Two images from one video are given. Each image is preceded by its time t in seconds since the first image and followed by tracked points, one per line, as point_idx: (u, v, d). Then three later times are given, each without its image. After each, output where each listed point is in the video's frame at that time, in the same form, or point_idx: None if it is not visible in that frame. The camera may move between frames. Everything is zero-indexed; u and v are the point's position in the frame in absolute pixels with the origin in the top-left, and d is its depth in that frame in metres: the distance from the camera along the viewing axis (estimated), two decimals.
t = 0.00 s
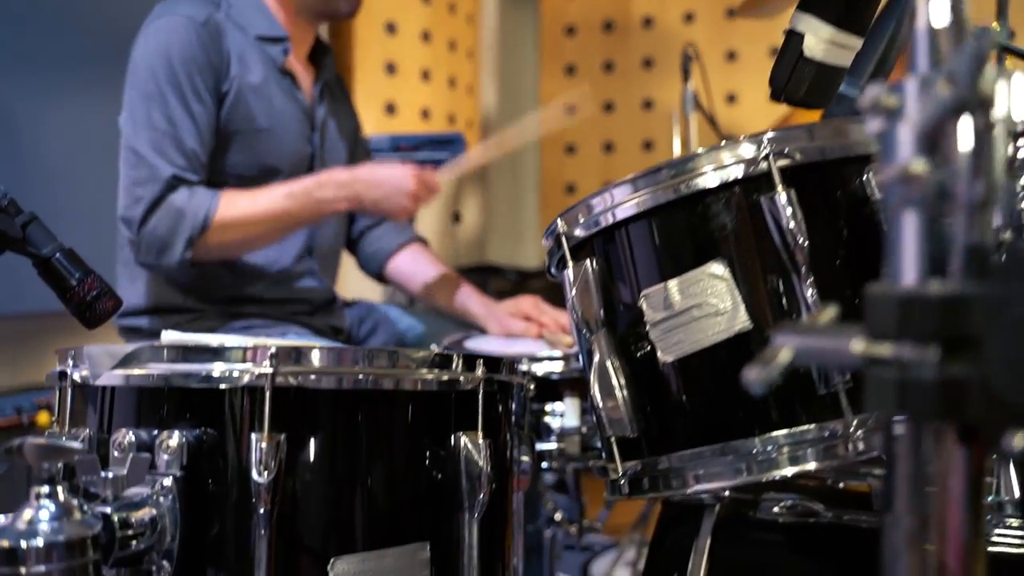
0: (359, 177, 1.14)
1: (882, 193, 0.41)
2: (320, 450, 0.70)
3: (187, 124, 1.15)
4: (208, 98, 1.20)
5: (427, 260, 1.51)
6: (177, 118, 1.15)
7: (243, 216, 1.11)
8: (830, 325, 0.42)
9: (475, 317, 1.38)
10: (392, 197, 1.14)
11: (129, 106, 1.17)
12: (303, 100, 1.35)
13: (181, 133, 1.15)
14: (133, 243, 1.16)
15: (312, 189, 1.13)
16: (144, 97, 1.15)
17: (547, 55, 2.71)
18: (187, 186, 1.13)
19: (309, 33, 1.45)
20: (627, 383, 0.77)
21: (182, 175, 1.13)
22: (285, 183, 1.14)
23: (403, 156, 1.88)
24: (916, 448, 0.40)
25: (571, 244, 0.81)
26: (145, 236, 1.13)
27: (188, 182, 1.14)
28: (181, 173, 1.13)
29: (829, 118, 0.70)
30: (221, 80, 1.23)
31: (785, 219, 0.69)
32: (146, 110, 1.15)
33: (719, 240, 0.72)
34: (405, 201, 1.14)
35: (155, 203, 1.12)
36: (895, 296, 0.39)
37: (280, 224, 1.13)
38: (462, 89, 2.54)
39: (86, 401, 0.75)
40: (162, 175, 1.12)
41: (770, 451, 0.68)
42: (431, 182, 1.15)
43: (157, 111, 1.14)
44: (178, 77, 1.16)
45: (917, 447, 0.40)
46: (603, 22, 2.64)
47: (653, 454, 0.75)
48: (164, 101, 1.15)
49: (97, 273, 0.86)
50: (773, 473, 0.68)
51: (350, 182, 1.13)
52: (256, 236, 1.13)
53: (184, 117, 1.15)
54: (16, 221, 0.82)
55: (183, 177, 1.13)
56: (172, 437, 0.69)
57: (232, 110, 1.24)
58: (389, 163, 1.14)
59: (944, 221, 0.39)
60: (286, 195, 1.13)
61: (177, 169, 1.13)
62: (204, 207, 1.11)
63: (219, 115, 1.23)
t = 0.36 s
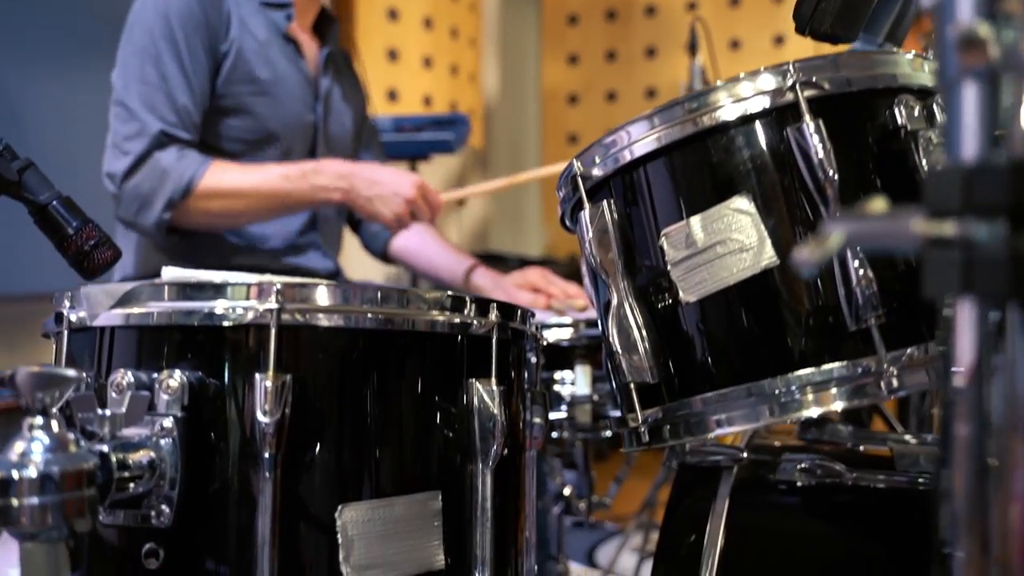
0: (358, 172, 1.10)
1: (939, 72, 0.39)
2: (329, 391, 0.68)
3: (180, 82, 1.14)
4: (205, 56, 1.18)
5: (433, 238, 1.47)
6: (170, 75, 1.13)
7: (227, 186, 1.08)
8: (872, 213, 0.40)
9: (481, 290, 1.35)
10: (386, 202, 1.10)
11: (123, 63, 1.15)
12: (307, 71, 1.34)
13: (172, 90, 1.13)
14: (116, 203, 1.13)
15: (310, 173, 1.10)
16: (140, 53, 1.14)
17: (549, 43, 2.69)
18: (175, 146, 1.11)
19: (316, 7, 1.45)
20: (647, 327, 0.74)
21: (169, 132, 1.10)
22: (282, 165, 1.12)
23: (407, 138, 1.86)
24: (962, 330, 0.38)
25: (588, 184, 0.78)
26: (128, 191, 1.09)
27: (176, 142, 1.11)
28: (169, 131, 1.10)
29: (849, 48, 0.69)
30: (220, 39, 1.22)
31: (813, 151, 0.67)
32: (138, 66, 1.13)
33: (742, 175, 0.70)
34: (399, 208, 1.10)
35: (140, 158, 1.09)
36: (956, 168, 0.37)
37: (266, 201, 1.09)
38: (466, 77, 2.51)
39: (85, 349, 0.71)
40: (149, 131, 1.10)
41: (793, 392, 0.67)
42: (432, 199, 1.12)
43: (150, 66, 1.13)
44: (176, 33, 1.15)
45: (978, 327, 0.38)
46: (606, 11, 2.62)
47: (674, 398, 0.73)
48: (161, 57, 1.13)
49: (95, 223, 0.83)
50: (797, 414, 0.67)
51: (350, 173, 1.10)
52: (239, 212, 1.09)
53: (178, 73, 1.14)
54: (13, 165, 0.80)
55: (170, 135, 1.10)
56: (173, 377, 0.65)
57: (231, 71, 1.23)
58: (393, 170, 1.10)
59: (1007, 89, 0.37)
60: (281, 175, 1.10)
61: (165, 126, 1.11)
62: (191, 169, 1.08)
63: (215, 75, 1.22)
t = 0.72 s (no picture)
0: (348, 156, 1.09)
1: None
2: (328, 366, 0.65)
3: (172, 50, 1.13)
4: (198, 24, 1.17)
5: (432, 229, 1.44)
6: (163, 45, 1.12)
7: (210, 157, 1.07)
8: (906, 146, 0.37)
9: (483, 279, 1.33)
10: (374, 185, 1.08)
11: (116, 31, 1.15)
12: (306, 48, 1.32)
13: (164, 58, 1.12)
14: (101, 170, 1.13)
15: (298, 154, 1.10)
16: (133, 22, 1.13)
17: (550, 42, 2.67)
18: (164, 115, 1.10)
19: None
20: (658, 303, 0.72)
21: (160, 102, 1.10)
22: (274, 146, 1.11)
23: (407, 132, 1.85)
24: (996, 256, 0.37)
25: (595, 156, 0.76)
26: (112, 159, 1.09)
27: (166, 111, 1.11)
28: (159, 98, 1.10)
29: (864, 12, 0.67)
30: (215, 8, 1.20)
31: (829, 114, 0.65)
32: (130, 34, 1.13)
33: (755, 140, 0.67)
34: (388, 195, 1.08)
35: (127, 126, 1.08)
36: (1002, 93, 0.35)
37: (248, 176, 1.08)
38: (466, 75, 2.50)
39: (74, 323, 0.70)
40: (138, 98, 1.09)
41: (807, 366, 0.65)
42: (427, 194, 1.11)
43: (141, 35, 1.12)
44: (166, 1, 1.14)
45: None
46: (606, 10, 2.61)
47: (686, 375, 0.71)
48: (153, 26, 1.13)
49: (88, 200, 0.81)
50: (813, 388, 0.64)
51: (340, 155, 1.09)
52: (218, 184, 1.08)
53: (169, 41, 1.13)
54: (4, 139, 0.78)
55: (159, 103, 1.10)
56: (166, 349, 0.63)
57: (225, 39, 1.21)
58: (384, 159, 1.10)
59: None
60: (270, 155, 1.09)
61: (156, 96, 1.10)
62: (177, 140, 1.07)
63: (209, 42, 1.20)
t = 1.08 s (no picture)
0: (193, 239, 0.94)
1: (997, 118, 0.38)
2: (337, 471, 0.64)
3: (93, 126, 1.12)
4: (154, 111, 1.18)
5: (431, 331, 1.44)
6: (90, 113, 1.13)
7: (68, 222, 1.00)
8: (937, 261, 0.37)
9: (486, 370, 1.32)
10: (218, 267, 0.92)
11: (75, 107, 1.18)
12: (299, 140, 1.32)
13: (84, 134, 1.12)
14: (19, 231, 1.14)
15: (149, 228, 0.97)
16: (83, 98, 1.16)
17: (549, 127, 2.70)
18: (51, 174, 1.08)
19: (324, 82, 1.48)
20: (671, 403, 0.71)
21: (52, 162, 1.08)
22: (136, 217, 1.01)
23: (409, 218, 1.85)
24: None
25: (606, 256, 0.75)
26: None
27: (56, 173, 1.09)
28: (52, 161, 1.09)
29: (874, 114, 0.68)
30: (185, 103, 1.22)
31: (842, 216, 0.65)
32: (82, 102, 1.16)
33: (767, 241, 0.67)
34: (228, 274, 0.91)
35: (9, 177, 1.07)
36: None
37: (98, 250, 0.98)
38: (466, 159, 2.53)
39: (78, 427, 0.69)
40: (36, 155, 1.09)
41: (827, 472, 0.63)
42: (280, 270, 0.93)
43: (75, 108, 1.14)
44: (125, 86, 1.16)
45: None
46: (604, 95, 2.65)
47: (703, 480, 0.69)
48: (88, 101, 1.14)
49: (94, 298, 0.80)
50: (835, 495, 0.63)
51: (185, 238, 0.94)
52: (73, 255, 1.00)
53: (101, 121, 1.13)
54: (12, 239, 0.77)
55: (49, 163, 1.08)
56: (172, 460, 0.62)
57: (187, 134, 1.22)
58: (231, 237, 0.93)
59: None
60: (121, 225, 0.99)
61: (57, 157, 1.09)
62: (43, 197, 1.02)
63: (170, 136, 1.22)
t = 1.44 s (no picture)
0: (233, 388, 0.98)
1: (983, 221, 0.38)
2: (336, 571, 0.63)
3: (113, 250, 1.15)
4: (169, 229, 1.21)
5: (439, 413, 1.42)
6: (109, 238, 1.15)
7: (106, 364, 1.03)
8: (933, 364, 0.37)
9: (483, 463, 1.30)
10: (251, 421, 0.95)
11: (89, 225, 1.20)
12: (306, 240, 1.37)
13: (103, 258, 1.14)
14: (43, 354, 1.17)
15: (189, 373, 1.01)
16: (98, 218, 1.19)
17: (545, 216, 2.74)
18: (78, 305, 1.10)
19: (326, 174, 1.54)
20: (672, 501, 0.70)
21: (78, 294, 1.11)
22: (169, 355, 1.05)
23: (407, 308, 1.87)
24: None
25: (604, 352, 0.76)
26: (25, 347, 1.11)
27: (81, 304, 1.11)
28: (78, 292, 1.11)
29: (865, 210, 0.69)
30: (196, 215, 1.26)
31: (837, 311, 0.65)
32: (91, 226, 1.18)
33: (765, 338, 0.68)
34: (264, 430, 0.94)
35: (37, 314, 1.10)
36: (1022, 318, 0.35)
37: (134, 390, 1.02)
38: (463, 249, 2.55)
39: (70, 530, 0.67)
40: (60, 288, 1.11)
41: (833, 570, 0.62)
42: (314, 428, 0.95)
43: (91, 231, 1.16)
44: (138, 205, 1.19)
45: None
46: (599, 185, 2.69)
47: None
48: (105, 224, 1.17)
49: (92, 396, 0.80)
50: None
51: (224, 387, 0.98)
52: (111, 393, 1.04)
53: (121, 244, 1.15)
54: (11, 337, 0.78)
55: (76, 295, 1.10)
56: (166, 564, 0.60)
57: (199, 246, 1.26)
58: (266, 388, 0.97)
59: None
60: (156, 364, 1.03)
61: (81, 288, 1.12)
62: (77, 334, 1.05)
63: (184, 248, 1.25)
